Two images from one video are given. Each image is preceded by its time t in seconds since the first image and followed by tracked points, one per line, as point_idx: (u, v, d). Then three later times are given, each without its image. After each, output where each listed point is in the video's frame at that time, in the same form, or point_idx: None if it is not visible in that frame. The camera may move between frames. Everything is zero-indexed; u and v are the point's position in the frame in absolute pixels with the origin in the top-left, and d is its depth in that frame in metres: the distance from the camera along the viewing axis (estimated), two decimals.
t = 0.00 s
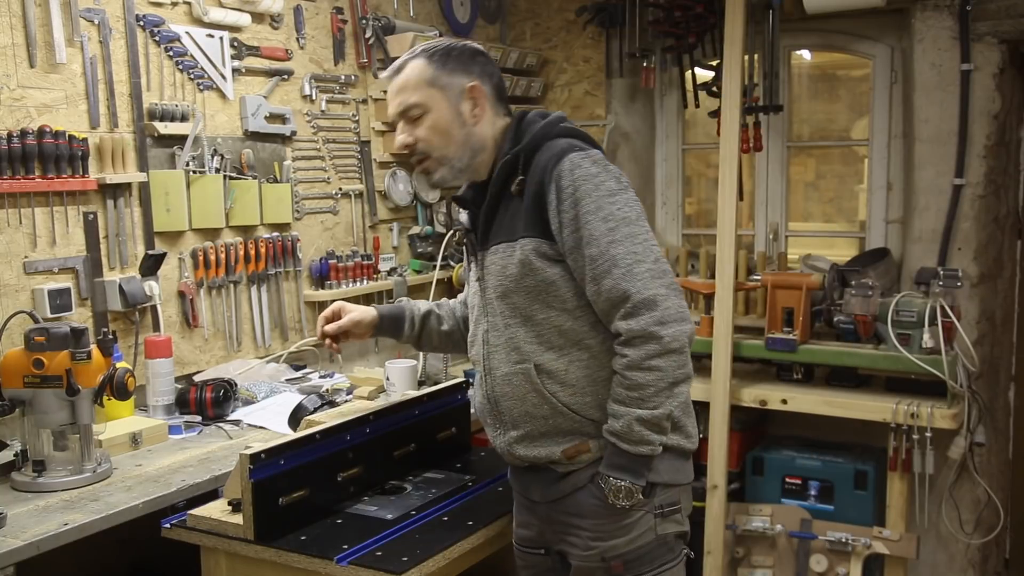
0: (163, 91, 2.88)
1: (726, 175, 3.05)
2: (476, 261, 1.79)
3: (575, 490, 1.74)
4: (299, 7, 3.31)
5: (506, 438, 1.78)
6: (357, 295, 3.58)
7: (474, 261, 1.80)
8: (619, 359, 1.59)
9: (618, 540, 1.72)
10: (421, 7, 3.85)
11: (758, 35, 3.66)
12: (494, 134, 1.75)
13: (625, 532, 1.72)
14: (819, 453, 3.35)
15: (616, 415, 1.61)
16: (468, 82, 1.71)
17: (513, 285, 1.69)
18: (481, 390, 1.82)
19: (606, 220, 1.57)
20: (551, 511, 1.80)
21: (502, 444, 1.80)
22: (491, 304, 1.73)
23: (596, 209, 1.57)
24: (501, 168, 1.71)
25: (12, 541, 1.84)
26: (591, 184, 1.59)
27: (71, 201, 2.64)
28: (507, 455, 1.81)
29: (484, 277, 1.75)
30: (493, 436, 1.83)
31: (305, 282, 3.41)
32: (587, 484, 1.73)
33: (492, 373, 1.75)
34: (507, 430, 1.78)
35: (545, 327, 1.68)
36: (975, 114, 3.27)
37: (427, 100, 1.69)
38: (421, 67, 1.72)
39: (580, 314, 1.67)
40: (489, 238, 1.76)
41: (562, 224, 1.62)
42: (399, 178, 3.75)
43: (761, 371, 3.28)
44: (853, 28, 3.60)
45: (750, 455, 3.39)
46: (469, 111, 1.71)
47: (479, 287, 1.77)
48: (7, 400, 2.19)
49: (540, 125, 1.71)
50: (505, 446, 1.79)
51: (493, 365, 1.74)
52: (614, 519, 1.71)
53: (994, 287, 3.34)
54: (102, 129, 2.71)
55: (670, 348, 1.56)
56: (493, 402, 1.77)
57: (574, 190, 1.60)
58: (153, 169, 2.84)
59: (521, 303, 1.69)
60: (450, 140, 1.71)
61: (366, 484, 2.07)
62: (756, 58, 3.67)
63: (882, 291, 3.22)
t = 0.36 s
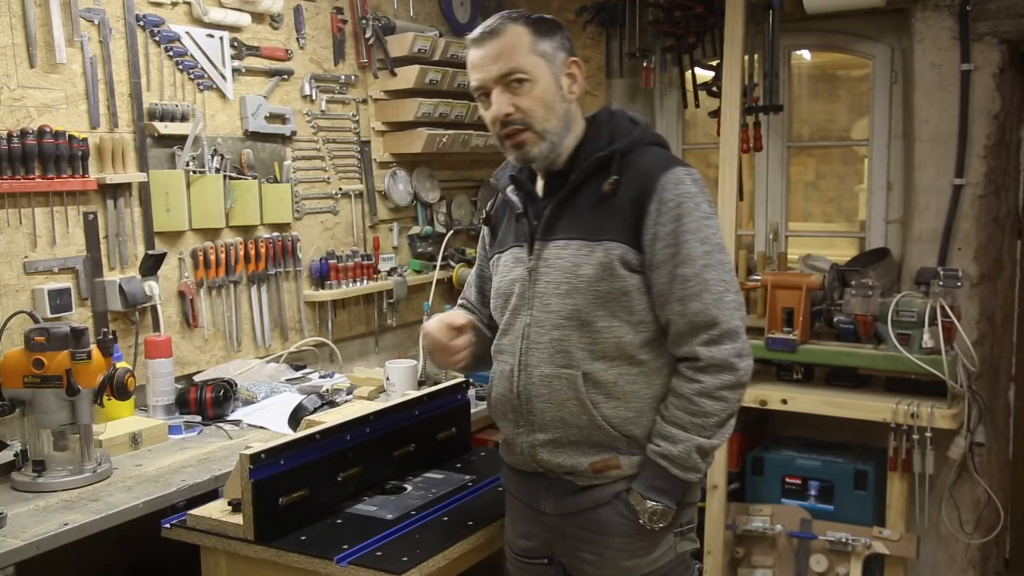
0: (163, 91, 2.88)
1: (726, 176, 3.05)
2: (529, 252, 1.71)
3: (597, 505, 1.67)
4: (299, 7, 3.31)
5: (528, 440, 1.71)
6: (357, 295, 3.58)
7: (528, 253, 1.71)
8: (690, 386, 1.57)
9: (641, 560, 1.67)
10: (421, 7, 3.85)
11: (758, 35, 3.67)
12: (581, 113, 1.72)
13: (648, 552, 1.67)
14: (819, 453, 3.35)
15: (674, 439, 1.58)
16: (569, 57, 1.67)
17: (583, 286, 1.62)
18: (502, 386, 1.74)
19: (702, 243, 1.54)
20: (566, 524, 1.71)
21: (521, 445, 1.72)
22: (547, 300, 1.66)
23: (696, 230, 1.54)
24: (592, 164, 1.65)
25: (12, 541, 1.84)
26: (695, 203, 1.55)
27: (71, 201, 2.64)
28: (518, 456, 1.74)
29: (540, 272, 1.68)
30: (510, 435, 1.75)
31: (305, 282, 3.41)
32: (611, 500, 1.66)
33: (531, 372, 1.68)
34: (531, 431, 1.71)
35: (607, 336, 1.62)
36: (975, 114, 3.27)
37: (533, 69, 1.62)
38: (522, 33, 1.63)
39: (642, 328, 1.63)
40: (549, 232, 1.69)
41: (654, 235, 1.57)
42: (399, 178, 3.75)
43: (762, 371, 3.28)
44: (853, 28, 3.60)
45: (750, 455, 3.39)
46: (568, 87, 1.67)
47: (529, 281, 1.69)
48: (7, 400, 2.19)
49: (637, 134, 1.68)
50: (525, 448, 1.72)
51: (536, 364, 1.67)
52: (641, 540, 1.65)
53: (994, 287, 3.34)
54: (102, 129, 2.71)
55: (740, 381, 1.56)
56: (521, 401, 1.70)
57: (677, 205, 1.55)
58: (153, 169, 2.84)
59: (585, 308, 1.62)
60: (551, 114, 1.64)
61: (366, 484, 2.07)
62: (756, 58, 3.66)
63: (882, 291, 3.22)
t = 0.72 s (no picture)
0: (163, 91, 2.88)
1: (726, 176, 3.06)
2: (578, 255, 1.68)
3: (635, 514, 1.66)
4: (299, 7, 3.31)
5: (568, 447, 1.68)
6: (357, 295, 3.58)
7: (577, 255, 1.68)
8: (749, 397, 1.60)
9: (680, 567, 1.67)
10: (421, 7, 3.85)
11: (758, 35, 3.66)
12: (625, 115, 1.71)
13: (686, 559, 1.68)
14: (819, 453, 3.35)
15: (731, 450, 1.61)
16: (618, 58, 1.65)
17: (646, 294, 1.61)
18: (540, 391, 1.69)
19: (768, 258, 1.59)
20: (597, 534, 1.70)
21: (559, 453, 1.69)
22: (605, 306, 1.63)
23: (764, 245, 1.58)
24: (658, 170, 1.65)
25: (12, 541, 1.84)
26: (763, 218, 1.59)
27: (71, 201, 2.64)
28: (552, 462, 1.70)
29: (593, 276, 1.65)
30: (544, 441, 1.71)
31: (305, 282, 3.41)
32: (651, 509, 1.66)
33: (580, 378, 1.65)
34: (573, 438, 1.68)
35: (664, 345, 1.61)
36: (975, 114, 3.27)
37: (583, 71, 1.59)
38: (574, 32, 1.60)
39: (695, 336, 1.64)
40: (603, 235, 1.66)
41: (724, 245, 1.59)
42: (399, 178, 3.74)
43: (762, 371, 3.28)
44: (853, 28, 3.60)
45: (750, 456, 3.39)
46: (617, 89, 1.65)
47: (580, 285, 1.66)
48: (7, 400, 2.19)
49: (696, 143, 1.70)
50: (564, 456, 1.68)
51: (588, 371, 1.64)
52: (679, 548, 1.66)
53: (994, 287, 3.34)
54: (102, 129, 2.71)
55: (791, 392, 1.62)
56: (564, 407, 1.67)
57: (749, 220, 1.58)
58: (153, 169, 2.84)
59: (648, 317, 1.61)
60: (601, 118, 1.63)
61: (366, 485, 2.07)
62: (756, 58, 3.67)
63: (883, 291, 3.22)
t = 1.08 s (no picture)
0: (163, 91, 2.88)
1: (727, 176, 3.06)
2: (547, 253, 1.72)
3: (596, 498, 1.68)
4: (299, 7, 3.31)
5: (536, 437, 1.71)
6: (357, 295, 3.58)
7: (548, 255, 1.72)
8: (706, 390, 1.61)
9: (637, 552, 1.69)
10: (421, 7, 3.85)
11: (758, 35, 3.66)
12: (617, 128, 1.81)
13: (645, 546, 1.69)
14: (819, 453, 3.35)
15: (684, 440, 1.61)
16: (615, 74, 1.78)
17: (609, 290, 1.63)
18: (515, 384, 1.74)
19: (729, 254, 1.59)
20: (558, 514, 1.72)
21: (528, 442, 1.72)
22: (570, 302, 1.66)
23: (724, 242, 1.58)
24: (625, 172, 1.67)
25: (12, 541, 1.84)
26: (724, 217, 1.60)
27: (71, 201, 2.64)
28: (522, 451, 1.75)
29: (562, 273, 1.68)
30: (517, 430, 1.75)
31: (305, 282, 3.41)
32: (611, 494, 1.67)
33: (547, 372, 1.68)
34: (540, 428, 1.71)
35: (627, 340, 1.64)
36: (975, 114, 3.27)
37: (595, 74, 1.69)
38: (586, 39, 1.70)
39: (659, 330, 1.65)
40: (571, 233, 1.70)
41: (685, 244, 1.61)
42: (399, 178, 3.74)
43: (762, 371, 3.28)
44: (853, 28, 3.60)
45: (750, 455, 3.39)
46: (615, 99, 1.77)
47: (549, 282, 1.70)
48: (7, 400, 2.19)
49: (667, 147, 1.71)
50: (532, 445, 1.71)
51: (554, 364, 1.67)
52: (638, 534, 1.68)
53: (994, 287, 3.34)
54: (102, 129, 2.71)
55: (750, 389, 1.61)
56: (534, 399, 1.71)
57: (708, 219, 1.60)
58: (153, 169, 2.84)
59: (610, 313, 1.63)
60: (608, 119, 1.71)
61: (366, 484, 2.07)
62: (756, 58, 3.67)
63: (883, 291, 3.22)
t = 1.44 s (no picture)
0: (163, 91, 2.88)
1: (727, 176, 3.06)
2: (547, 253, 1.72)
3: (593, 498, 1.68)
4: (299, 7, 3.31)
5: (533, 436, 1.72)
6: (357, 295, 3.58)
7: (548, 255, 1.72)
8: (701, 391, 1.60)
9: (632, 553, 1.68)
10: (421, 7, 3.85)
11: (758, 35, 3.67)
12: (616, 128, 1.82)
13: (641, 548, 1.69)
14: (819, 453, 3.35)
15: (679, 442, 1.60)
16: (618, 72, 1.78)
17: (605, 290, 1.63)
18: (512, 382, 1.74)
19: (725, 255, 1.58)
20: (556, 515, 1.73)
21: (526, 441, 1.72)
22: (568, 302, 1.66)
23: (721, 243, 1.58)
24: (622, 173, 1.67)
25: (12, 541, 1.84)
26: (721, 217, 1.59)
27: (71, 201, 2.64)
28: (520, 450, 1.75)
29: (560, 274, 1.69)
30: (515, 429, 1.75)
31: (305, 282, 3.41)
32: (608, 495, 1.67)
33: (544, 371, 1.68)
34: (537, 428, 1.71)
35: (623, 339, 1.64)
36: (975, 114, 3.27)
37: (595, 68, 1.70)
38: (588, 33, 1.71)
39: (657, 331, 1.65)
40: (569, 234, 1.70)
41: (681, 245, 1.60)
42: (399, 178, 3.74)
43: (762, 371, 3.28)
44: (853, 28, 3.60)
45: (750, 455, 3.39)
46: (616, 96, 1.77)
47: (548, 282, 1.70)
48: (7, 400, 2.19)
49: (666, 147, 1.71)
50: (529, 444, 1.72)
51: (551, 363, 1.67)
52: (634, 535, 1.68)
53: (994, 287, 3.34)
54: (102, 129, 2.71)
55: (747, 391, 1.59)
56: (531, 398, 1.71)
57: (704, 219, 1.59)
58: (153, 169, 2.84)
59: (606, 313, 1.63)
60: (607, 113, 1.71)
61: (366, 484, 2.07)
62: (756, 58, 3.67)
63: (883, 292, 3.22)
